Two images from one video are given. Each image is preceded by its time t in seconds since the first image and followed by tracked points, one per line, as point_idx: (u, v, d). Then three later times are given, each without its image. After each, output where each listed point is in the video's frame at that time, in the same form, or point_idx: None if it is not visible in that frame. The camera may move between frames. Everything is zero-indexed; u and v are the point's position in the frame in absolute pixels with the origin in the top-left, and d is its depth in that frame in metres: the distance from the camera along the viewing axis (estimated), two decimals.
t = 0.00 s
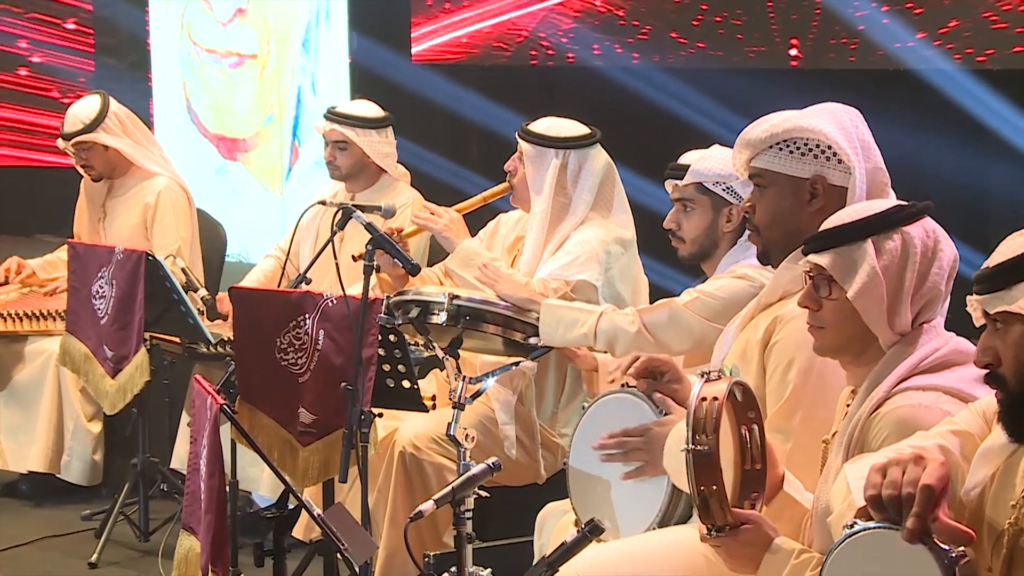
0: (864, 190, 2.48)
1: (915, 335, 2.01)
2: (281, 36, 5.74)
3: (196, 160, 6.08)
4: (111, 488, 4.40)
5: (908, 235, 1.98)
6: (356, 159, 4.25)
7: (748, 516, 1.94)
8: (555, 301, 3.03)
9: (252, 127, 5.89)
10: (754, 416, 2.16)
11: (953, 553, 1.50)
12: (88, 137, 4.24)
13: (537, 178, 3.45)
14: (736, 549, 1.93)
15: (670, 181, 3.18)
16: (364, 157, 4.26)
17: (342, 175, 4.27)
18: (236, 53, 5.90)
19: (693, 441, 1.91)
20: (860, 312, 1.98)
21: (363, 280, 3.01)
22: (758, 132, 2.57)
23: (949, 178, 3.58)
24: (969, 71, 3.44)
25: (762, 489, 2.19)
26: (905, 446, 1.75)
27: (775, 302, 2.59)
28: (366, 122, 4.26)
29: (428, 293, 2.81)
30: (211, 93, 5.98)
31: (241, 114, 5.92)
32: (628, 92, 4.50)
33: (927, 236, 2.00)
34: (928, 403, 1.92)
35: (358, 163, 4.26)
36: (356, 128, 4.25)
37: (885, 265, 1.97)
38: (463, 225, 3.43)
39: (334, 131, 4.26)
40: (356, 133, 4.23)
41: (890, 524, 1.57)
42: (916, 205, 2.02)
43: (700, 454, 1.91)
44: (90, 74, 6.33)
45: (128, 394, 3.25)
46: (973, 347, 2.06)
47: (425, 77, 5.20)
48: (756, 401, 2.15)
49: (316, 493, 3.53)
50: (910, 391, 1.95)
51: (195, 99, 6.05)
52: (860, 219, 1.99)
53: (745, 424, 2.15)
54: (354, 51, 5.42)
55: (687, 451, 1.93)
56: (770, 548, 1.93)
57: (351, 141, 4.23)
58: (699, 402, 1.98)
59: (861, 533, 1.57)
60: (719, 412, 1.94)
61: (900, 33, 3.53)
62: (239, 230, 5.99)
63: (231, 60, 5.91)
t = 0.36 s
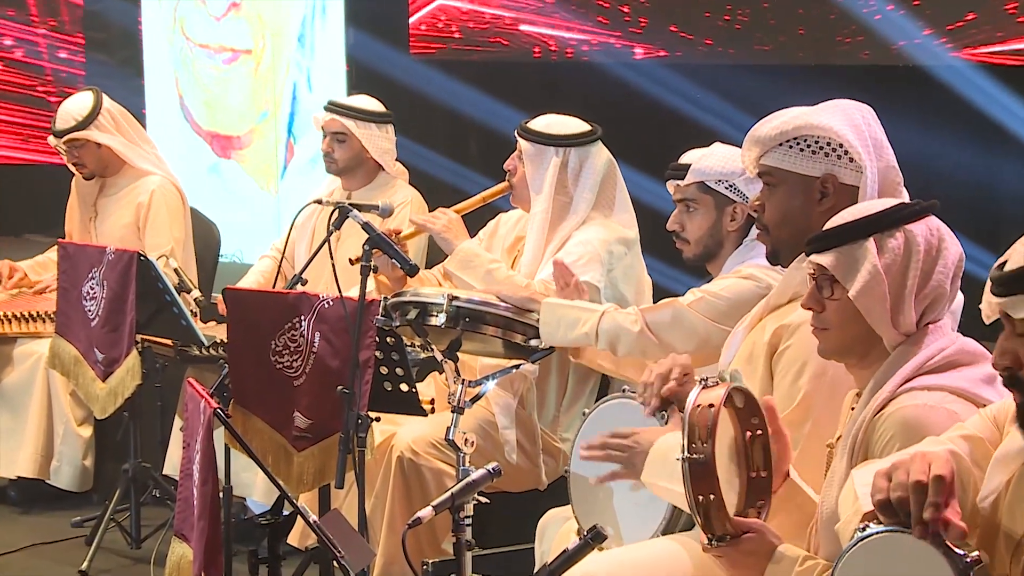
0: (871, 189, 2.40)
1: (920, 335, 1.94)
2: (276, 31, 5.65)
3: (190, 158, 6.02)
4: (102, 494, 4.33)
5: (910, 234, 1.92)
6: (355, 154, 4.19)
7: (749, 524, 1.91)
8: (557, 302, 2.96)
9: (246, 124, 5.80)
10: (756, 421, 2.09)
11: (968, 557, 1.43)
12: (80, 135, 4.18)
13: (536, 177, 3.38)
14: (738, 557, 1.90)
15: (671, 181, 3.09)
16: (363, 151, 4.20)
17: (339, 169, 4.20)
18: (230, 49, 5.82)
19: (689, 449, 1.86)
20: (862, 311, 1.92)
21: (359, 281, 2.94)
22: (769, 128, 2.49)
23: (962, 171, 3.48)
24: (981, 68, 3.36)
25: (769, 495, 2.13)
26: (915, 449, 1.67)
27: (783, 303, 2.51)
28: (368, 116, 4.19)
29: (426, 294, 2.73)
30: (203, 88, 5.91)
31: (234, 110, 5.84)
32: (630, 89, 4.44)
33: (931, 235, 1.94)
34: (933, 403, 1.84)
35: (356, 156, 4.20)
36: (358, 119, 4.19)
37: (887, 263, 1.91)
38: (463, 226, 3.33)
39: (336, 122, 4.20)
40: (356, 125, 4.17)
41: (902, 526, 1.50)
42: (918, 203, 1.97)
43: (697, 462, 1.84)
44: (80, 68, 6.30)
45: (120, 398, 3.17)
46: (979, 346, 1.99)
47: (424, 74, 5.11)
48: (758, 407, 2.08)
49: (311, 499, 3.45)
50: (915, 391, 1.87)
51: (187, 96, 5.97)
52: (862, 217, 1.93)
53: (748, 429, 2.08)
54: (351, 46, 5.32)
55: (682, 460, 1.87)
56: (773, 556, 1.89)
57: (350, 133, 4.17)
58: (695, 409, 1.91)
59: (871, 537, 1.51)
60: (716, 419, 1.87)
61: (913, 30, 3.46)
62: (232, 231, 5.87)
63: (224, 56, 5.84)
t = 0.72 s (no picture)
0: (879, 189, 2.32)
1: (932, 340, 1.86)
2: (270, 27, 5.55)
3: (180, 157, 5.88)
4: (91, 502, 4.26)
5: (920, 234, 1.84)
6: (355, 149, 4.11)
7: (756, 527, 1.86)
8: (558, 305, 2.89)
9: (239, 122, 5.69)
10: (764, 423, 2.01)
11: (969, 560, 1.36)
12: (68, 134, 4.12)
13: (537, 178, 3.30)
14: (744, 561, 1.84)
15: (680, 178, 3.06)
16: (364, 147, 4.12)
17: (340, 165, 4.11)
18: (223, 45, 5.72)
19: (696, 449, 1.79)
20: (868, 316, 1.84)
21: (355, 282, 2.87)
22: (776, 126, 2.42)
23: (964, 175, 3.49)
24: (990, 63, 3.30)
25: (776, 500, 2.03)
26: (919, 452, 1.60)
27: (790, 307, 2.44)
28: (371, 112, 4.12)
29: (425, 296, 2.66)
30: (196, 87, 5.82)
31: (226, 109, 5.73)
32: (634, 85, 4.39)
33: (942, 235, 1.86)
34: (945, 409, 1.76)
35: (356, 152, 4.12)
36: (359, 114, 4.12)
37: (894, 264, 1.83)
38: (462, 228, 3.25)
39: (334, 117, 4.12)
40: (355, 119, 4.10)
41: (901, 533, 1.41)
42: (931, 204, 1.89)
43: (704, 463, 1.78)
44: (67, 68, 6.21)
45: (109, 403, 3.10)
46: (994, 350, 1.91)
47: (423, 71, 5.05)
48: (766, 407, 2.00)
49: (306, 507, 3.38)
50: (924, 398, 1.80)
51: (180, 94, 5.87)
52: (871, 217, 1.86)
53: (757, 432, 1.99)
54: (346, 42, 5.23)
55: (689, 460, 1.80)
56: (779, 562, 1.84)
57: (349, 129, 4.10)
58: (702, 408, 1.85)
59: (868, 543, 1.41)
60: (724, 419, 1.82)
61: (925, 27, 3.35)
62: (226, 233, 5.75)
63: (218, 52, 5.74)
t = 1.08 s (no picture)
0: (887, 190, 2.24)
1: (948, 351, 1.78)
2: (264, 24, 5.56)
3: (169, 154, 5.78)
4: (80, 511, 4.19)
5: (923, 240, 1.75)
6: (342, 150, 4.04)
7: (761, 538, 1.81)
8: (559, 308, 2.82)
9: (232, 121, 5.67)
10: (772, 432, 1.94)
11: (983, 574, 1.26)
12: (58, 133, 4.07)
13: (538, 178, 3.23)
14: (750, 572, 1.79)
15: (684, 179, 2.98)
16: (351, 148, 4.06)
17: (327, 168, 4.05)
18: (216, 42, 5.69)
19: (698, 458, 1.75)
20: (873, 330, 1.80)
21: (351, 286, 2.77)
22: (780, 125, 2.36)
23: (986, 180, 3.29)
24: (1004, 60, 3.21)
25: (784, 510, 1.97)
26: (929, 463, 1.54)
27: (797, 309, 2.35)
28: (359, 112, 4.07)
29: (422, 299, 2.60)
30: (188, 85, 5.73)
31: (220, 108, 5.70)
32: (631, 83, 4.32)
33: (949, 240, 1.76)
34: (963, 425, 1.69)
35: (345, 154, 4.05)
36: (345, 115, 4.06)
37: (894, 273, 1.77)
38: (461, 230, 3.19)
39: (320, 119, 4.06)
40: (342, 121, 4.04)
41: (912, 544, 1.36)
42: (947, 207, 1.78)
43: (706, 471, 1.73)
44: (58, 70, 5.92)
45: (100, 408, 3.03)
46: (1018, 360, 1.83)
47: (424, 72, 4.97)
48: (774, 416, 1.94)
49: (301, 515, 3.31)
50: (941, 412, 1.73)
51: (172, 92, 5.78)
52: (875, 222, 1.80)
53: (764, 441, 1.94)
54: (341, 40, 5.20)
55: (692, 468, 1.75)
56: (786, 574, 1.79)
57: (337, 130, 4.03)
58: (705, 416, 1.79)
59: (879, 555, 1.36)
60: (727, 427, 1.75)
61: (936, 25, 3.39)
62: (220, 233, 5.67)
63: (210, 49, 5.70)
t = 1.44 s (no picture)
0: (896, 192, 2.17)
1: (964, 362, 1.71)
2: (258, 19, 5.35)
3: (160, 153, 5.58)
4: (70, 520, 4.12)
5: (939, 248, 1.67)
6: (332, 153, 3.97)
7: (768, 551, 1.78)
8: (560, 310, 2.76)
9: (225, 120, 5.47)
10: (780, 442, 1.88)
11: None
12: (46, 132, 4.01)
13: (537, 179, 3.16)
14: None
15: (692, 177, 2.92)
16: (341, 150, 3.98)
17: (318, 170, 3.98)
18: (208, 39, 5.48)
19: (707, 466, 1.70)
20: (885, 340, 1.73)
21: (347, 288, 2.72)
22: (784, 126, 2.28)
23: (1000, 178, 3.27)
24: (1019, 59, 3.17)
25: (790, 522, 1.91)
26: (940, 476, 1.48)
27: (801, 312, 2.29)
28: (346, 113, 3.99)
29: (421, 303, 2.54)
30: (179, 82, 5.54)
31: (212, 106, 5.50)
32: (632, 77, 4.29)
33: (966, 246, 1.68)
34: (979, 444, 1.62)
35: (335, 156, 3.99)
36: (333, 117, 3.98)
37: (909, 282, 1.69)
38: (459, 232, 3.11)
39: (308, 121, 3.99)
40: (332, 123, 3.97)
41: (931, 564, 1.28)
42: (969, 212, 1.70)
43: (714, 480, 1.69)
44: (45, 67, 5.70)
45: (89, 415, 2.95)
46: None
47: (424, 70, 4.89)
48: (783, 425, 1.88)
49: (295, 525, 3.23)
50: (959, 427, 1.66)
51: (163, 91, 5.56)
52: (889, 226, 1.73)
53: (772, 451, 1.87)
54: (340, 36, 5.08)
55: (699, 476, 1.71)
56: None
57: (325, 132, 3.96)
58: (714, 422, 1.75)
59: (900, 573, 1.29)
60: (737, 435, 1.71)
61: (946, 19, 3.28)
62: (212, 234, 5.52)
63: (203, 46, 5.49)
